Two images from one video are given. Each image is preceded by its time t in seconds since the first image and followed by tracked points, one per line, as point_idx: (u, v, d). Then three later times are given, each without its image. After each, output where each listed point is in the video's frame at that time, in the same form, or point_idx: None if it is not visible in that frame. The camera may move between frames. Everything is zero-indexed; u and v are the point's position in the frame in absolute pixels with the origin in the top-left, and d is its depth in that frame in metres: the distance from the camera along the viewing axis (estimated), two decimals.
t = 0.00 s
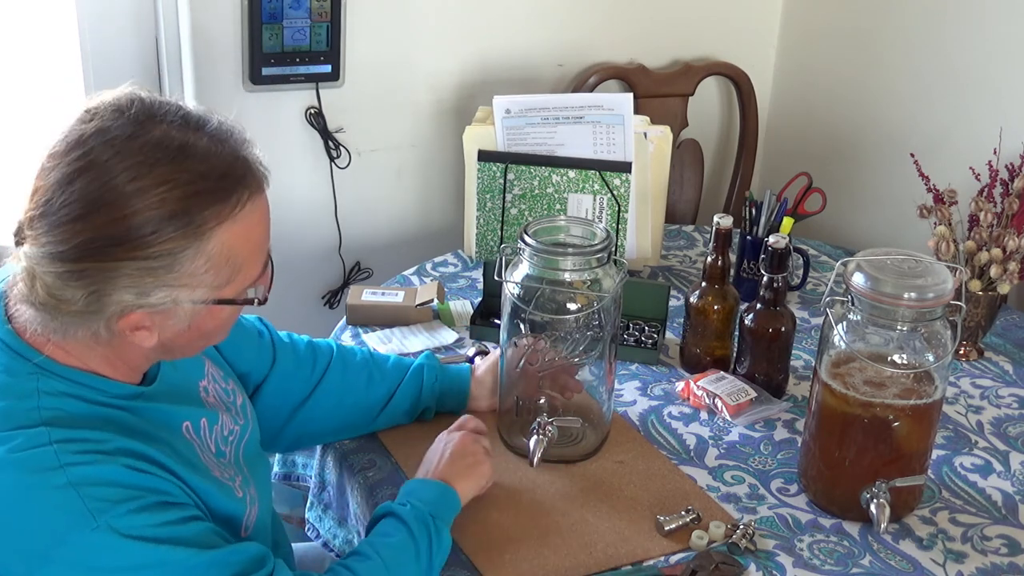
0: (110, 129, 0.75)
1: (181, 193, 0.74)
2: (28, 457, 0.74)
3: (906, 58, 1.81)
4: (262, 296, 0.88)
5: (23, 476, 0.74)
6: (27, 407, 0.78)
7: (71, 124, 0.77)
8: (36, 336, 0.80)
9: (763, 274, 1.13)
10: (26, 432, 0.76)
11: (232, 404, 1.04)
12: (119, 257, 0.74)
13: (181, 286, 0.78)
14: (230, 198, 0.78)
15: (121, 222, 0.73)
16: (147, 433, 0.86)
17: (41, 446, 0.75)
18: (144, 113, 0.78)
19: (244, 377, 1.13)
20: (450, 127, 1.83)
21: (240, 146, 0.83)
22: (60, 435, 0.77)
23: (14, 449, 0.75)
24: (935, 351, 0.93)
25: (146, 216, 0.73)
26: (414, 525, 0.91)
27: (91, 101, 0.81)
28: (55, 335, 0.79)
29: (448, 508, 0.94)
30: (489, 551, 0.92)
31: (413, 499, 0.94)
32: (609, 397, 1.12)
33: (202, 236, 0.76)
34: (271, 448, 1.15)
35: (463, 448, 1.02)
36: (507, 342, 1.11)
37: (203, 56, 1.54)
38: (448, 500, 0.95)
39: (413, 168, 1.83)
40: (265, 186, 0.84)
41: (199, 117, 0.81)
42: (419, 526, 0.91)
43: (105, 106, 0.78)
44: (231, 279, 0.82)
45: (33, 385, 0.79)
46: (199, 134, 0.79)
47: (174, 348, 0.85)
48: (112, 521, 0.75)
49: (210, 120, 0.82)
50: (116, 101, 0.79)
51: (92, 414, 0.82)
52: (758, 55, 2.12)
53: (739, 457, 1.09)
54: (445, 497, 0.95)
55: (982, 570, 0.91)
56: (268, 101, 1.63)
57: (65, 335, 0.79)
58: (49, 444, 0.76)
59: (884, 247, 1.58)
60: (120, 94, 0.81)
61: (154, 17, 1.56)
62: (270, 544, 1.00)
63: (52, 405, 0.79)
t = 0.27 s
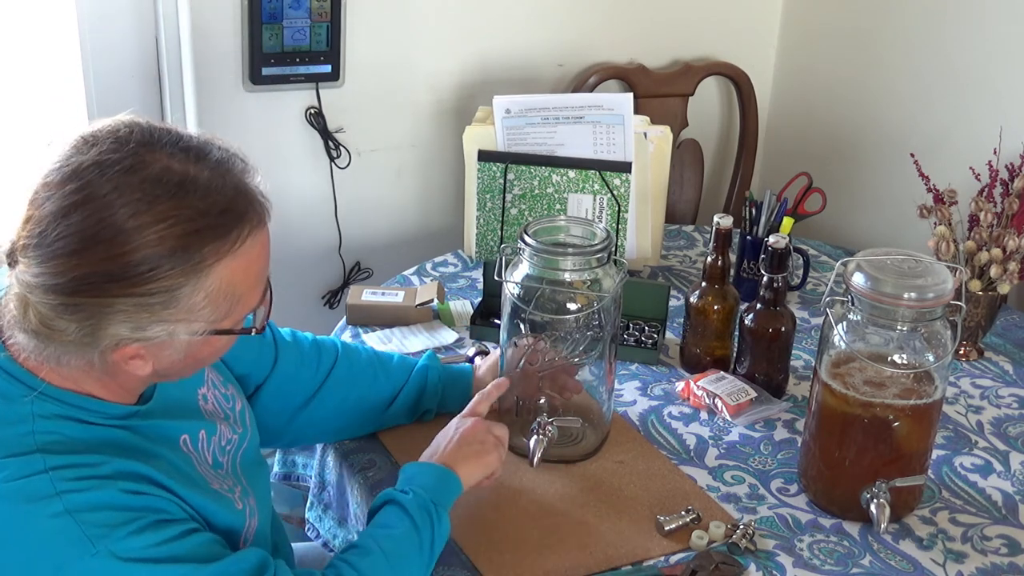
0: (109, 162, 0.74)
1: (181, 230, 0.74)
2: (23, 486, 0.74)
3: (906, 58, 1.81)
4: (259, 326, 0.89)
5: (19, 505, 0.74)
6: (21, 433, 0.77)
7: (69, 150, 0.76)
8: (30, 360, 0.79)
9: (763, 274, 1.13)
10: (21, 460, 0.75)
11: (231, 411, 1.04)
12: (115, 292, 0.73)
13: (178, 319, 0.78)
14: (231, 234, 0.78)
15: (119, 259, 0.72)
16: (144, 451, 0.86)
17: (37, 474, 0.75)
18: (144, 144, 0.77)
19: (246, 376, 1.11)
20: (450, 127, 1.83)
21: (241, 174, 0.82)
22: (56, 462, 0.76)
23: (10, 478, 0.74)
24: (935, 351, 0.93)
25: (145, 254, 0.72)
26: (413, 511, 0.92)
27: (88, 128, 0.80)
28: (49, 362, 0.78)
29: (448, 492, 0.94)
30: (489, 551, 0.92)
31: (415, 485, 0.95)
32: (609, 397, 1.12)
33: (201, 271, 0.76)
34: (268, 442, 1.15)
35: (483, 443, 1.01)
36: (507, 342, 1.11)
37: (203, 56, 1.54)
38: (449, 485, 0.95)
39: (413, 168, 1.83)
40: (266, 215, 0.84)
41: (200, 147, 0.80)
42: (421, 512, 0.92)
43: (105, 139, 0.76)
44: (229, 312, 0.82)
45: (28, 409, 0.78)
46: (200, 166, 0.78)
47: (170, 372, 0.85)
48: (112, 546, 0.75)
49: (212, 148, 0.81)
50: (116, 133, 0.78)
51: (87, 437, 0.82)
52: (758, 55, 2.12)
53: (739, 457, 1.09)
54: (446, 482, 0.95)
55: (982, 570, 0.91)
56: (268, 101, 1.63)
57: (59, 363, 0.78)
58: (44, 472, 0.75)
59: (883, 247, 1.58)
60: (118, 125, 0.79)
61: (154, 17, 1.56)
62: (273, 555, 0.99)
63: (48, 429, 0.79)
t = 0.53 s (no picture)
0: (103, 181, 0.73)
1: (172, 254, 0.74)
2: (23, 502, 0.74)
3: (906, 58, 1.81)
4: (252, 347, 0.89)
5: (20, 521, 0.74)
6: (20, 446, 0.77)
7: (63, 167, 0.76)
8: (22, 373, 0.79)
9: (763, 274, 1.13)
10: (20, 474, 0.75)
11: (230, 415, 1.04)
12: (104, 314, 0.73)
13: (167, 341, 0.78)
14: (224, 258, 0.78)
15: (108, 281, 0.72)
16: (144, 459, 0.86)
17: (37, 490, 0.75)
18: (139, 163, 0.76)
19: (248, 376, 1.11)
20: (450, 127, 1.83)
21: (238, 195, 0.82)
22: (56, 475, 0.76)
23: (9, 494, 0.74)
24: (935, 351, 0.93)
25: (135, 277, 0.72)
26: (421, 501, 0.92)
27: (83, 144, 0.79)
28: (42, 376, 0.78)
29: (457, 481, 0.95)
30: (489, 552, 0.92)
31: (427, 473, 0.95)
32: (609, 397, 1.12)
33: (193, 293, 0.76)
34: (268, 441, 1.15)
35: (499, 426, 1.02)
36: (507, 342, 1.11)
37: (203, 56, 1.54)
38: (459, 474, 0.95)
39: (413, 168, 1.83)
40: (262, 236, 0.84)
41: (196, 167, 0.80)
42: (430, 502, 0.92)
43: (99, 157, 0.76)
44: (220, 335, 0.82)
45: (27, 422, 0.78)
46: (195, 187, 0.78)
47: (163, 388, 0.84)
48: (115, 558, 0.75)
49: (209, 168, 0.81)
50: (111, 151, 0.77)
51: (86, 449, 0.81)
52: (758, 54, 2.12)
53: (739, 457, 1.09)
54: (457, 471, 0.95)
55: (982, 570, 0.91)
56: (268, 101, 1.64)
57: (51, 378, 0.78)
58: (45, 487, 0.75)
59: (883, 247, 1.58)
60: (114, 143, 0.79)
61: (154, 17, 1.56)
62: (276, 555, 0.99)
63: (48, 441, 0.79)
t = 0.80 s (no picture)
0: (114, 187, 0.74)
1: (180, 262, 0.73)
2: (27, 508, 0.74)
3: (906, 58, 1.81)
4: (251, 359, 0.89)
5: (24, 528, 0.74)
6: (23, 451, 0.77)
7: (74, 171, 0.76)
8: (24, 374, 0.79)
9: (763, 274, 1.13)
10: (24, 481, 0.75)
11: (229, 418, 1.03)
12: (108, 318, 0.73)
13: (170, 348, 0.78)
14: (232, 269, 0.78)
15: (115, 286, 0.72)
16: (146, 462, 0.86)
17: (40, 496, 0.75)
18: (151, 171, 0.76)
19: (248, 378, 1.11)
20: (450, 127, 1.83)
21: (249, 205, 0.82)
22: (60, 481, 0.76)
23: (13, 499, 0.74)
24: (935, 351, 0.93)
25: (142, 282, 0.72)
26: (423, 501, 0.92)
27: (97, 148, 0.80)
28: (45, 379, 0.78)
29: (460, 482, 0.95)
30: (489, 552, 0.92)
31: (431, 471, 0.95)
32: (609, 397, 1.12)
33: (199, 303, 0.76)
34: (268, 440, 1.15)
35: (507, 428, 1.02)
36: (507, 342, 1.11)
37: (203, 56, 1.54)
38: (463, 473, 0.95)
39: (413, 169, 1.83)
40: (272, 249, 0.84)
41: (209, 177, 0.80)
42: (433, 502, 0.92)
43: (113, 163, 0.76)
44: (222, 344, 0.82)
45: (29, 427, 0.78)
46: (207, 197, 0.78)
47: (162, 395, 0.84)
48: (120, 564, 0.75)
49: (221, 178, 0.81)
50: (125, 157, 0.77)
51: (87, 453, 0.81)
52: (758, 55, 2.12)
53: (739, 457, 1.09)
54: (462, 470, 0.95)
55: (982, 570, 0.91)
56: (268, 101, 1.64)
57: (53, 381, 0.78)
58: (48, 494, 0.75)
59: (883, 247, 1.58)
60: (128, 149, 0.79)
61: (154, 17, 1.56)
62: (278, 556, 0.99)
63: (50, 445, 0.78)
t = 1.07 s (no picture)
0: (135, 183, 0.74)
1: (200, 258, 0.74)
2: (23, 502, 0.74)
3: (906, 58, 1.81)
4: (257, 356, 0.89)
5: (20, 522, 0.73)
6: (20, 446, 0.77)
7: (90, 167, 0.75)
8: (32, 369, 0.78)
9: (763, 274, 1.13)
10: (20, 475, 0.75)
11: (228, 417, 1.03)
12: (126, 314, 0.73)
13: (183, 344, 0.78)
14: (249, 265, 0.78)
15: (135, 282, 0.72)
16: (142, 462, 0.86)
17: (36, 491, 0.75)
18: (171, 168, 0.77)
19: (246, 379, 1.11)
20: (450, 127, 1.83)
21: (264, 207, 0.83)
22: (55, 477, 0.76)
23: (8, 494, 0.74)
24: (935, 351, 0.93)
25: (163, 278, 0.72)
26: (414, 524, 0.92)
27: (112, 145, 0.79)
28: (55, 376, 0.77)
29: (451, 504, 0.94)
30: (489, 552, 0.92)
31: (420, 494, 0.94)
32: (609, 397, 1.12)
33: (215, 299, 0.76)
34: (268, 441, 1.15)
35: (494, 453, 1.01)
36: (507, 342, 1.11)
37: (203, 57, 1.54)
38: (453, 494, 0.95)
39: (413, 168, 1.83)
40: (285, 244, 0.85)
41: (226, 175, 0.80)
42: (423, 527, 0.92)
43: (133, 160, 0.76)
44: (233, 341, 0.83)
45: (26, 422, 0.78)
46: (226, 195, 0.78)
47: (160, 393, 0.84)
48: (113, 562, 0.75)
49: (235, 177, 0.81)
50: (144, 154, 0.77)
51: (84, 450, 0.81)
52: (758, 55, 2.12)
53: (739, 457, 1.09)
54: (451, 493, 0.95)
55: (982, 570, 0.91)
56: (268, 101, 1.63)
57: (65, 378, 0.77)
58: (44, 489, 0.75)
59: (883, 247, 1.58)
60: (146, 146, 0.79)
61: (154, 17, 1.56)
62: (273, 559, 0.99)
63: (47, 440, 0.78)
